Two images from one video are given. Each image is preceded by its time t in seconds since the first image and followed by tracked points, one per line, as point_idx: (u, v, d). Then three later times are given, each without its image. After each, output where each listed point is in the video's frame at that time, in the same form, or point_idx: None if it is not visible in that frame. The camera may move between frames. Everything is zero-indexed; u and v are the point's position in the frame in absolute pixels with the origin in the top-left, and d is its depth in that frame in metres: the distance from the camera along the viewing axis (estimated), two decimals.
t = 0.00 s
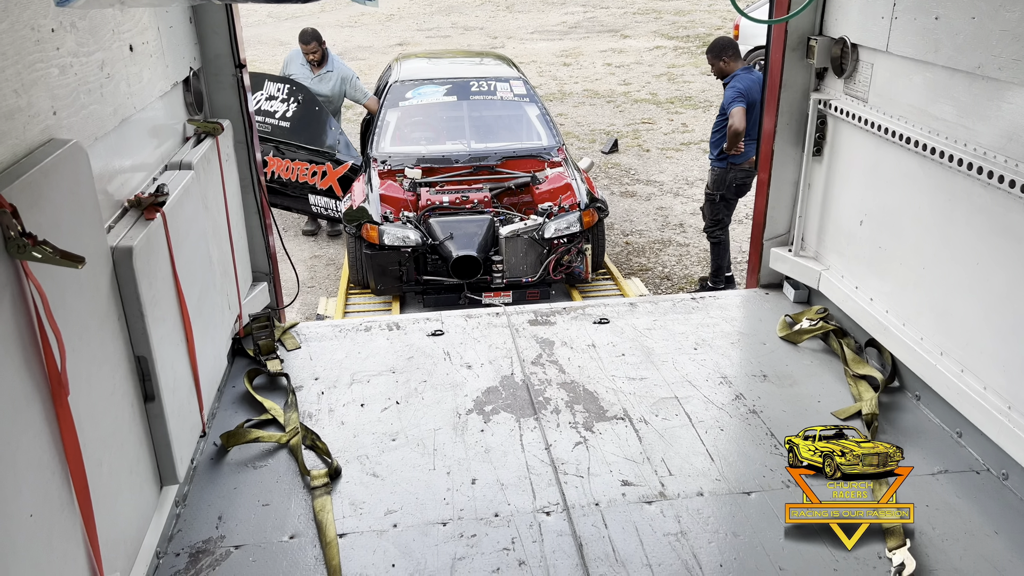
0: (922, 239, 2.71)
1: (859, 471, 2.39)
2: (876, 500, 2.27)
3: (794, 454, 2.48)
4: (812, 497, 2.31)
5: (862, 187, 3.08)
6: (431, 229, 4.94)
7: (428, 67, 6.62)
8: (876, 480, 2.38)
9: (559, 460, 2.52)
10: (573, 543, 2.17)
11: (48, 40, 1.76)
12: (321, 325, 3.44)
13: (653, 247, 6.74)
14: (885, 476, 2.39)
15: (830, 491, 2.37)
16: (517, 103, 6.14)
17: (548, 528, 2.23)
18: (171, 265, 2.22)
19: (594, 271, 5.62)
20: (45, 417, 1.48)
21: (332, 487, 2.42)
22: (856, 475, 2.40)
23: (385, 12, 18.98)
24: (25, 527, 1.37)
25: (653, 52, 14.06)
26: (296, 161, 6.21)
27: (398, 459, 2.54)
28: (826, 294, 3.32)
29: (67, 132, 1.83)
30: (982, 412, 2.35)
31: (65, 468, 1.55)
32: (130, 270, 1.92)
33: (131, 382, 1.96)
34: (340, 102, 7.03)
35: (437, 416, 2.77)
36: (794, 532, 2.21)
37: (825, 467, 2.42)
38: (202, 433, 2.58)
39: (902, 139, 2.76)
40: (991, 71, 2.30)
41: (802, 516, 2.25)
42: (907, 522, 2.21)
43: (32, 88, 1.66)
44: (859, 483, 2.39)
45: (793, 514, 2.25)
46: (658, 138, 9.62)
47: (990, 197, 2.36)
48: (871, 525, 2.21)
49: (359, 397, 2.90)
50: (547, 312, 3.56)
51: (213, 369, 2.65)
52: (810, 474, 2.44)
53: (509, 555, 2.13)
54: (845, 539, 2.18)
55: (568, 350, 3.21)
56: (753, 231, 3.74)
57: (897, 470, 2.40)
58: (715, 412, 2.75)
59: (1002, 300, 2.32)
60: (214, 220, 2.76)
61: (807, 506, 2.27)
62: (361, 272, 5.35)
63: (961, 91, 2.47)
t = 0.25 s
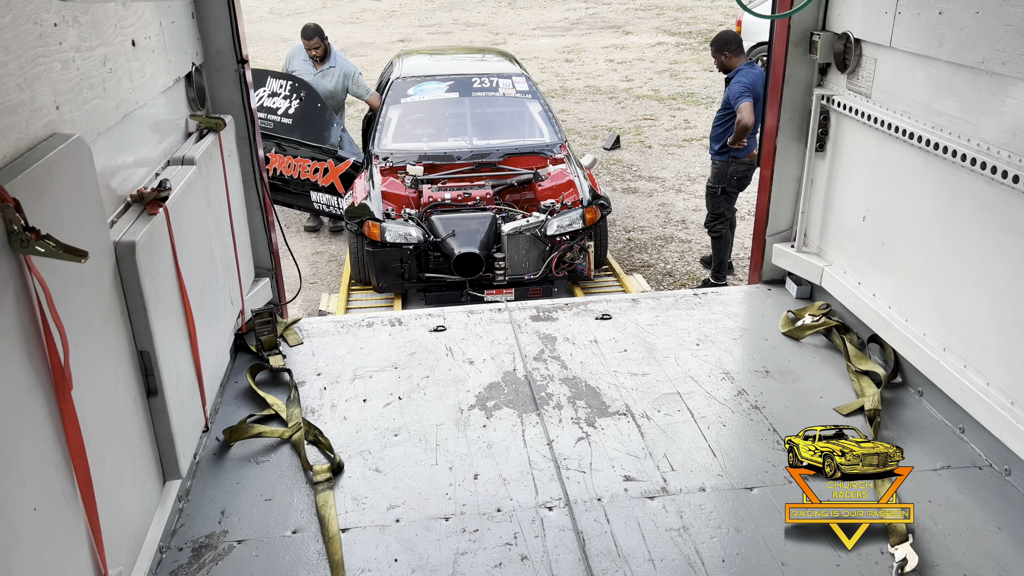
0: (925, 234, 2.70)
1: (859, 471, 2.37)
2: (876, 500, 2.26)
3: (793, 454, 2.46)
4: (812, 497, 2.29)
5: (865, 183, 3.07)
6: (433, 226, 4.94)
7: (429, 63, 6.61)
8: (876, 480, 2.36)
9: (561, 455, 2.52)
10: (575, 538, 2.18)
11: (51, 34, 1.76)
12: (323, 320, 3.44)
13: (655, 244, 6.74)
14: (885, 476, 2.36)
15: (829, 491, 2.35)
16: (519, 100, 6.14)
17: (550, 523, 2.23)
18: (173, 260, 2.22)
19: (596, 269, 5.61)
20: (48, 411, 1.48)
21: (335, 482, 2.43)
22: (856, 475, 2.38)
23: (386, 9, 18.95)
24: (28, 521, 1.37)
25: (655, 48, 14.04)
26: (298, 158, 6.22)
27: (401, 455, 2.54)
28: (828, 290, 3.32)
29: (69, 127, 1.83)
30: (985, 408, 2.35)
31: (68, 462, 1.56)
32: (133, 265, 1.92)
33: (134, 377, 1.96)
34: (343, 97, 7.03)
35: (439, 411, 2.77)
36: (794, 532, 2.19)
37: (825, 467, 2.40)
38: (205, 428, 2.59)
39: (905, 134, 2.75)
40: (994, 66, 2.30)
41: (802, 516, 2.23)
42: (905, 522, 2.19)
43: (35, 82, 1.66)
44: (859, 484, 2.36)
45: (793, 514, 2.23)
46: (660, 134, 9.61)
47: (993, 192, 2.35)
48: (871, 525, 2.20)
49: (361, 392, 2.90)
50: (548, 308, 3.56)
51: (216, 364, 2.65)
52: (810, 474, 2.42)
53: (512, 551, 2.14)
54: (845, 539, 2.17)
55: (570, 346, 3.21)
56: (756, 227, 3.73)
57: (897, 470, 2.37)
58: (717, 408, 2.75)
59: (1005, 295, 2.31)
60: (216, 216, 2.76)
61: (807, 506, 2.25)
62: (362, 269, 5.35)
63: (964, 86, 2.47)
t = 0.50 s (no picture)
0: (926, 230, 2.70)
1: (859, 471, 2.35)
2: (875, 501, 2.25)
3: (793, 454, 2.45)
4: (812, 497, 2.28)
5: (867, 179, 3.06)
6: (434, 224, 4.93)
7: (431, 60, 6.61)
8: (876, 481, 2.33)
9: (562, 451, 2.52)
10: (576, 534, 2.18)
11: (51, 30, 1.76)
12: (325, 317, 3.45)
13: (656, 240, 6.73)
14: (885, 476, 2.34)
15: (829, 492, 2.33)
16: (521, 97, 6.13)
17: (551, 519, 2.23)
18: (175, 256, 2.22)
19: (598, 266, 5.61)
20: (49, 406, 1.48)
21: (336, 478, 2.43)
22: (856, 474, 2.36)
23: (387, 5, 18.93)
24: (31, 515, 1.37)
25: (657, 45, 14.02)
26: (300, 155, 6.21)
27: (402, 451, 2.55)
28: (830, 287, 3.31)
29: (70, 123, 1.83)
30: (986, 404, 2.35)
31: (70, 458, 1.56)
32: (134, 260, 1.92)
33: (135, 373, 1.97)
34: (346, 93, 7.02)
35: (440, 407, 2.78)
36: (794, 532, 2.18)
37: (825, 467, 2.38)
38: (206, 424, 2.59)
39: (907, 131, 2.75)
40: (996, 62, 2.29)
41: (802, 516, 2.21)
42: (905, 522, 2.17)
43: (36, 78, 1.66)
44: (859, 483, 2.34)
45: (792, 514, 2.22)
46: (661, 131, 9.60)
47: (995, 188, 2.35)
48: (870, 525, 2.19)
49: (362, 389, 2.91)
50: (549, 304, 3.56)
51: (217, 360, 2.65)
52: (810, 474, 2.40)
53: (513, 547, 2.14)
54: (845, 539, 2.15)
55: (571, 342, 3.21)
56: (757, 224, 3.73)
57: (897, 470, 2.35)
58: (718, 404, 2.75)
59: (1007, 291, 2.31)
60: (218, 212, 2.76)
61: (807, 506, 2.24)
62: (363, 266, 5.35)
63: (966, 82, 2.46)
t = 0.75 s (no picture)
0: (928, 229, 2.70)
1: (859, 471, 2.34)
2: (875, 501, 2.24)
3: (793, 454, 2.45)
4: (812, 497, 2.28)
5: (868, 177, 3.07)
6: (435, 223, 4.93)
7: (432, 58, 6.61)
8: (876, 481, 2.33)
9: (563, 449, 2.53)
10: (577, 532, 2.18)
11: (54, 28, 1.77)
12: (326, 314, 3.45)
13: (658, 238, 6.73)
14: (885, 476, 2.33)
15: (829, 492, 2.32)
16: (523, 95, 6.13)
17: (552, 517, 2.23)
18: (176, 254, 2.22)
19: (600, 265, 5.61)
20: (52, 403, 1.49)
21: (338, 476, 2.44)
22: (856, 475, 2.35)
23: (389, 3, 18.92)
24: (33, 512, 1.38)
25: (659, 42, 14.00)
26: (302, 153, 6.22)
27: (403, 448, 2.55)
28: (831, 285, 3.32)
29: (73, 120, 1.83)
30: (987, 402, 2.36)
31: (73, 454, 1.57)
32: (136, 258, 1.93)
33: (137, 370, 1.97)
34: (349, 90, 7.02)
35: (441, 405, 2.78)
36: (794, 532, 2.18)
37: (825, 467, 2.38)
38: (208, 422, 2.60)
39: (909, 129, 2.75)
40: (998, 60, 2.29)
41: (802, 516, 2.21)
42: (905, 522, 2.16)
43: (39, 76, 1.67)
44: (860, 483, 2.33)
45: (793, 514, 2.22)
46: (663, 128, 9.60)
47: (997, 187, 2.35)
48: (870, 526, 2.19)
49: (364, 386, 2.91)
50: (551, 302, 3.56)
51: (219, 358, 2.65)
52: (810, 474, 2.40)
53: (514, 544, 2.14)
54: (845, 539, 2.15)
55: (572, 340, 3.21)
56: (758, 222, 3.73)
57: (897, 470, 2.34)
58: (719, 403, 2.75)
59: (1008, 290, 2.31)
60: (219, 210, 2.76)
61: (807, 506, 2.23)
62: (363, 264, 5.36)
63: (968, 81, 2.46)
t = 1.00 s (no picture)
0: (928, 228, 2.70)
1: (859, 471, 2.35)
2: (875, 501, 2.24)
3: (793, 454, 2.45)
4: (812, 497, 2.28)
5: (869, 177, 3.06)
6: (436, 222, 4.93)
7: (433, 57, 6.60)
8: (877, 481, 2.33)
9: (563, 448, 2.53)
10: (577, 531, 2.18)
11: (55, 27, 1.77)
12: (327, 313, 3.45)
13: (658, 237, 6.73)
14: (885, 476, 2.33)
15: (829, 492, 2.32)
16: (524, 94, 6.13)
17: (551, 516, 2.24)
18: (177, 252, 2.22)
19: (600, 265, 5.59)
20: (52, 402, 1.49)
21: (338, 474, 2.44)
22: (856, 475, 2.35)
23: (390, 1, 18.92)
24: (33, 510, 1.38)
25: (660, 41, 14.00)
26: (302, 151, 6.21)
27: (403, 447, 2.55)
28: (831, 284, 3.32)
29: (73, 119, 1.83)
30: (986, 402, 2.36)
31: (73, 453, 1.57)
32: (136, 257, 1.93)
33: (137, 369, 1.97)
34: (350, 89, 7.02)
35: (441, 404, 2.78)
36: (794, 532, 2.18)
37: (825, 467, 2.38)
38: (208, 420, 2.60)
39: (909, 129, 2.75)
40: (999, 60, 2.29)
41: (802, 516, 2.21)
42: (905, 522, 2.16)
43: (39, 75, 1.67)
44: (860, 484, 2.33)
45: (792, 514, 2.22)
46: (664, 128, 9.59)
47: (997, 187, 2.35)
48: (870, 526, 2.19)
49: (364, 385, 2.91)
50: (551, 301, 3.57)
51: (219, 357, 2.65)
52: (810, 474, 2.40)
53: (513, 543, 2.14)
54: (845, 539, 2.15)
55: (572, 340, 3.21)
56: (759, 221, 3.73)
57: (897, 470, 2.34)
58: (719, 402, 2.75)
59: (1008, 290, 2.31)
60: (220, 208, 2.77)
61: (807, 506, 2.24)
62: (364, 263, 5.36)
63: (969, 80, 2.46)
